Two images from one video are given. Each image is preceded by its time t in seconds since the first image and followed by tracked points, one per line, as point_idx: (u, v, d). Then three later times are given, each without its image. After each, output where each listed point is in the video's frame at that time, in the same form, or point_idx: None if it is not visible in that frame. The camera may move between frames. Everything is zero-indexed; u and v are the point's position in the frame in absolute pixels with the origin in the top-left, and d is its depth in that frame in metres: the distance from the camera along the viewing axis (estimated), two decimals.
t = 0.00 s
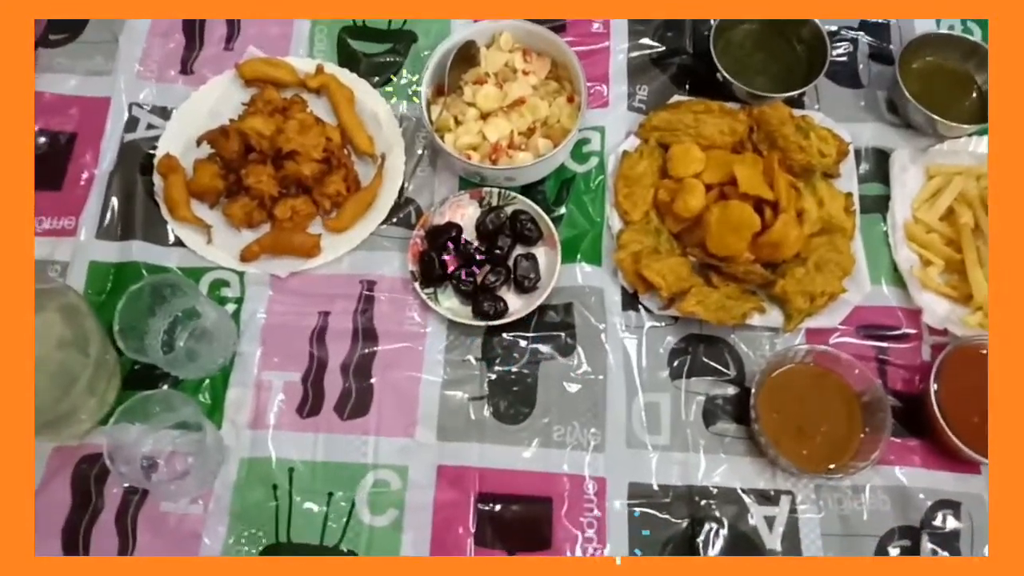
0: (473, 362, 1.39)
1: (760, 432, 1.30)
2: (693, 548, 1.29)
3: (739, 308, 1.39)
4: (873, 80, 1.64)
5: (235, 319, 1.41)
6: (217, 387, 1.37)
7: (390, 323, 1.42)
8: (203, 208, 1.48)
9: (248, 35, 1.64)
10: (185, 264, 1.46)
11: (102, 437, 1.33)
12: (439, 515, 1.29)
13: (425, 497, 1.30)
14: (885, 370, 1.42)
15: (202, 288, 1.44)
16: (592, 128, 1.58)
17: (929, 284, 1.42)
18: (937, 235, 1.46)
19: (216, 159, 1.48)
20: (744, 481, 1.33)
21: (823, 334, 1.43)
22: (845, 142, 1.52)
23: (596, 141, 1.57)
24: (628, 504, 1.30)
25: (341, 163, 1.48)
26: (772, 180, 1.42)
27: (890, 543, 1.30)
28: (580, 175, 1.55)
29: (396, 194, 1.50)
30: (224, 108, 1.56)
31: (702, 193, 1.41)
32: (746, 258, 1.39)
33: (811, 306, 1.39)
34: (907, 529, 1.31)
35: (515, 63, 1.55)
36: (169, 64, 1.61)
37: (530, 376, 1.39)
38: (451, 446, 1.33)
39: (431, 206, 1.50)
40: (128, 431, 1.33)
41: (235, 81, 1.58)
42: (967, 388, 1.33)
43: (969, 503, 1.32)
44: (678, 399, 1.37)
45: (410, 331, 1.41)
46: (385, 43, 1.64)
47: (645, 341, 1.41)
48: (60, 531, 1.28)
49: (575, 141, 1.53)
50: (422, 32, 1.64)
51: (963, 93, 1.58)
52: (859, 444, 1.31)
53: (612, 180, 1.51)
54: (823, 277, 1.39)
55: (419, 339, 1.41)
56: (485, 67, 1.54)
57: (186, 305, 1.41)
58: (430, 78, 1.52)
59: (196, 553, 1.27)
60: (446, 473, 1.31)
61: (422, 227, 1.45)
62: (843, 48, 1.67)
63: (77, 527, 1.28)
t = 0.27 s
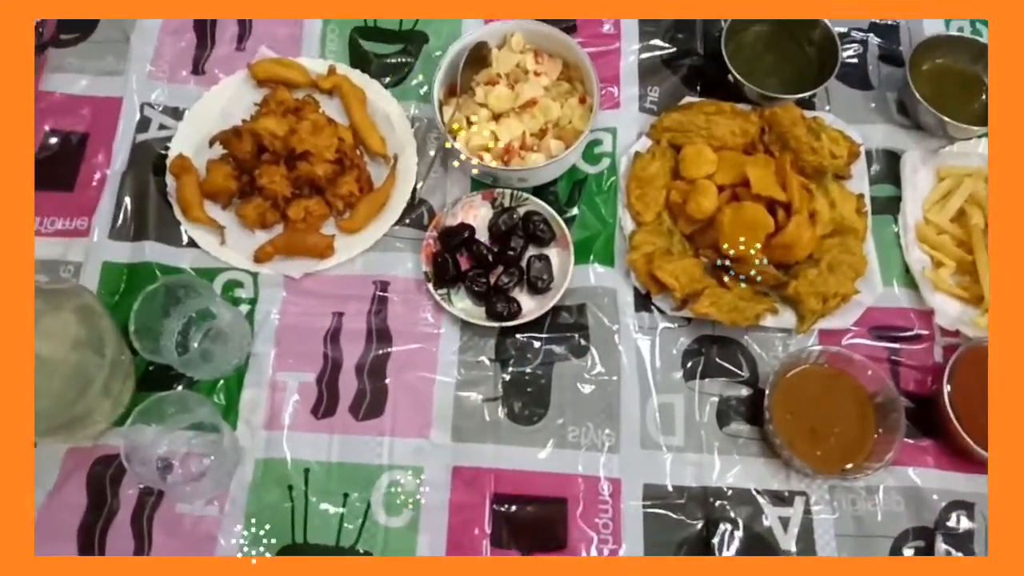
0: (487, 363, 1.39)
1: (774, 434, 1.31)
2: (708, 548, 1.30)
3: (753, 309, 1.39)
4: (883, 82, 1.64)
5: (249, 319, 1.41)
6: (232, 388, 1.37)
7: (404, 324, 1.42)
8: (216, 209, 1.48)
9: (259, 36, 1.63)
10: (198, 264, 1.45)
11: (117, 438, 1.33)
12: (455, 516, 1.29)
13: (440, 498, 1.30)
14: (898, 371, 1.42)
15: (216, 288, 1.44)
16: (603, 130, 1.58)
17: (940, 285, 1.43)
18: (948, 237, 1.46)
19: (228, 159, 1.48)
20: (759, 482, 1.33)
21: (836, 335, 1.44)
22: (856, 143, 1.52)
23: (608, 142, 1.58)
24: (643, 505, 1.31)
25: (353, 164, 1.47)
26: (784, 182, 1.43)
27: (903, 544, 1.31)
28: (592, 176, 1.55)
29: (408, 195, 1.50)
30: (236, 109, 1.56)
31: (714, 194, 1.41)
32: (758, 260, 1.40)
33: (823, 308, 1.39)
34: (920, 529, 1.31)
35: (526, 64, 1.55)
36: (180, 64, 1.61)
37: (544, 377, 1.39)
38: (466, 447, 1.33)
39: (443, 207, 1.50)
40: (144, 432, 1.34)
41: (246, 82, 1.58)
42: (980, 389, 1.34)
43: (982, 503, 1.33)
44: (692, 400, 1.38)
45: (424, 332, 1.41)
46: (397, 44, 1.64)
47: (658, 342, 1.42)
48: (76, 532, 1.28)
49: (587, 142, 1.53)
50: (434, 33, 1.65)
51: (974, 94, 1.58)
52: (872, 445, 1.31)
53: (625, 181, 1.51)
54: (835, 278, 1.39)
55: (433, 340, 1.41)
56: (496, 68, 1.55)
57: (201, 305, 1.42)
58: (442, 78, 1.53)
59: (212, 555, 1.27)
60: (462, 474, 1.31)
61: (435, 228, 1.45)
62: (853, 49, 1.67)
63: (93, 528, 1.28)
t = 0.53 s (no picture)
0: (502, 352, 1.39)
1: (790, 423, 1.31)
2: (724, 537, 1.30)
3: (767, 298, 1.40)
4: (898, 71, 1.64)
5: (264, 308, 1.41)
6: (247, 377, 1.37)
7: (419, 313, 1.42)
8: (229, 198, 1.48)
9: (272, 24, 1.63)
10: (212, 253, 1.45)
11: (133, 427, 1.34)
12: (471, 505, 1.29)
13: (456, 487, 1.30)
14: (913, 361, 1.42)
15: (231, 275, 1.44)
16: (617, 118, 1.58)
17: (955, 275, 1.43)
18: (964, 226, 1.46)
19: (242, 148, 1.48)
20: (774, 471, 1.33)
21: (851, 325, 1.44)
22: (871, 133, 1.52)
23: (622, 131, 1.57)
24: (658, 494, 1.31)
25: (367, 152, 1.47)
26: (800, 171, 1.42)
27: (919, 533, 1.31)
28: (606, 165, 1.55)
29: (422, 184, 1.50)
30: (248, 97, 1.55)
31: (730, 183, 1.41)
32: (773, 249, 1.39)
33: (839, 297, 1.40)
34: (935, 518, 1.32)
35: (540, 52, 1.54)
36: (192, 52, 1.60)
37: (560, 366, 1.39)
38: (482, 436, 1.33)
39: (457, 196, 1.49)
40: (161, 420, 1.34)
41: (259, 70, 1.57)
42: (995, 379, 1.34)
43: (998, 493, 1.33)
44: (708, 389, 1.38)
45: (439, 321, 1.41)
46: (409, 32, 1.63)
47: (673, 332, 1.42)
48: (92, 520, 1.29)
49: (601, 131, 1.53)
50: (447, 21, 1.64)
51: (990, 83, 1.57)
52: (887, 435, 1.31)
53: (639, 170, 1.51)
54: (851, 267, 1.40)
55: (449, 329, 1.41)
56: (509, 56, 1.53)
57: (218, 295, 1.42)
58: (456, 67, 1.52)
59: (229, 543, 1.27)
60: (478, 463, 1.31)
61: (449, 217, 1.45)
62: (868, 37, 1.66)
63: (109, 516, 1.29)
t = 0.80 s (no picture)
0: (511, 357, 1.39)
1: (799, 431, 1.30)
2: (732, 545, 1.30)
3: (778, 305, 1.39)
4: (908, 79, 1.63)
5: (274, 311, 1.42)
6: (257, 380, 1.37)
7: (428, 317, 1.42)
8: (240, 200, 1.48)
9: (283, 27, 1.63)
10: (223, 256, 1.46)
11: (143, 429, 1.34)
12: (479, 510, 1.29)
13: (464, 492, 1.30)
14: (923, 370, 1.42)
15: (241, 278, 1.44)
16: (628, 124, 1.58)
17: (966, 284, 1.42)
18: (974, 235, 1.46)
19: (253, 151, 1.48)
20: (783, 479, 1.33)
21: (861, 333, 1.43)
22: (882, 141, 1.51)
23: (632, 137, 1.57)
24: (667, 502, 1.31)
25: (378, 156, 1.47)
26: (811, 178, 1.42)
27: (928, 542, 1.30)
28: (616, 171, 1.55)
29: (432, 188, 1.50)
30: (260, 101, 1.56)
31: (741, 190, 1.41)
32: (785, 256, 1.40)
33: (850, 306, 1.40)
34: (944, 528, 1.31)
35: (550, 58, 1.54)
36: (204, 55, 1.61)
37: (569, 371, 1.39)
38: (490, 441, 1.33)
39: (467, 201, 1.50)
40: (169, 423, 1.34)
41: (271, 73, 1.57)
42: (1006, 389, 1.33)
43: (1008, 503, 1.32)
44: (717, 396, 1.38)
45: (448, 326, 1.41)
46: (421, 37, 1.63)
47: (683, 338, 1.41)
48: (101, 523, 1.29)
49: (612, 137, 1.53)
50: (458, 26, 1.64)
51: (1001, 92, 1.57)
52: (897, 444, 1.31)
53: (649, 176, 1.51)
54: (862, 275, 1.40)
55: (458, 333, 1.41)
56: (520, 62, 1.54)
57: (228, 296, 1.42)
58: (467, 72, 1.52)
59: (238, 546, 1.28)
60: (486, 469, 1.31)
61: (459, 222, 1.45)
62: (879, 45, 1.66)
63: (118, 518, 1.29)
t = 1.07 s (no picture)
0: (523, 364, 1.39)
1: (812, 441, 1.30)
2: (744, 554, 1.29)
3: (791, 314, 1.39)
4: (924, 85, 1.62)
5: (287, 316, 1.42)
6: (270, 385, 1.38)
7: (440, 324, 1.42)
8: (254, 206, 1.49)
9: (298, 33, 1.64)
10: (237, 261, 1.46)
11: (157, 433, 1.35)
12: (490, 517, 1.29)
13: (476, 498, 1.30)
14: (938, 379, 1.41)
15: (254, 282, 1.44)
16: (641, 131, 1.57)
17: (983, 292, 1.42)
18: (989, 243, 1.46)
19: (268, 157, 1.49)
20: (795, 489, 1.32)
21: (875, 342, 1.43)
22: (897, 148, 1.51)
23: (645, 143, 1.57)
24: (679, 510, 1.30)
25: (391, 163, 1.47)
26: (825, 186, 1.41)
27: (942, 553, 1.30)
28: (629, 177, 1.54)
29: (446, 194, 1.51)
30: (275, 107, 1.57)
31: (754, 197, 1.41)
32: (799, 265, 1.39)
33: (864, 314, 1.40)
34: (959, 539, 1.30)
35: (564, 65, 1.54)
36: (219, 61, 1.62)
37: (581, 378, 1.39)
38: (502, 448, 1.33)
39: (480, 207, 1.50)
40: (183, 427, 1.35)
41: (285, 80, 1.58)
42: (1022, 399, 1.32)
43: None
44: (730, 404, 1.37)
45: (460, 332, 1.41)
46: (434, 43, 1.64)
47: (695, 346, 1.41)
48: (115, 526, 1.30)
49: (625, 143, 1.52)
50: (471, 32, 1.64)
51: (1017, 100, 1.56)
52: (910, 454, 1.30)
53: (662, 183, 1.51)
54: (876, 284, 1.39)
55: (470, 340, 1.41)
56: (534, 68, 1.54)
57: (241, 301, 1.42)
58: (480, 78, 1.52)
59: (250, 550, 1.28)
60: (498, 476, 1.31)
61: (472, 228, 1.45)
62: (894, 51, 1.65)
63: (132, 523, 1.30)
